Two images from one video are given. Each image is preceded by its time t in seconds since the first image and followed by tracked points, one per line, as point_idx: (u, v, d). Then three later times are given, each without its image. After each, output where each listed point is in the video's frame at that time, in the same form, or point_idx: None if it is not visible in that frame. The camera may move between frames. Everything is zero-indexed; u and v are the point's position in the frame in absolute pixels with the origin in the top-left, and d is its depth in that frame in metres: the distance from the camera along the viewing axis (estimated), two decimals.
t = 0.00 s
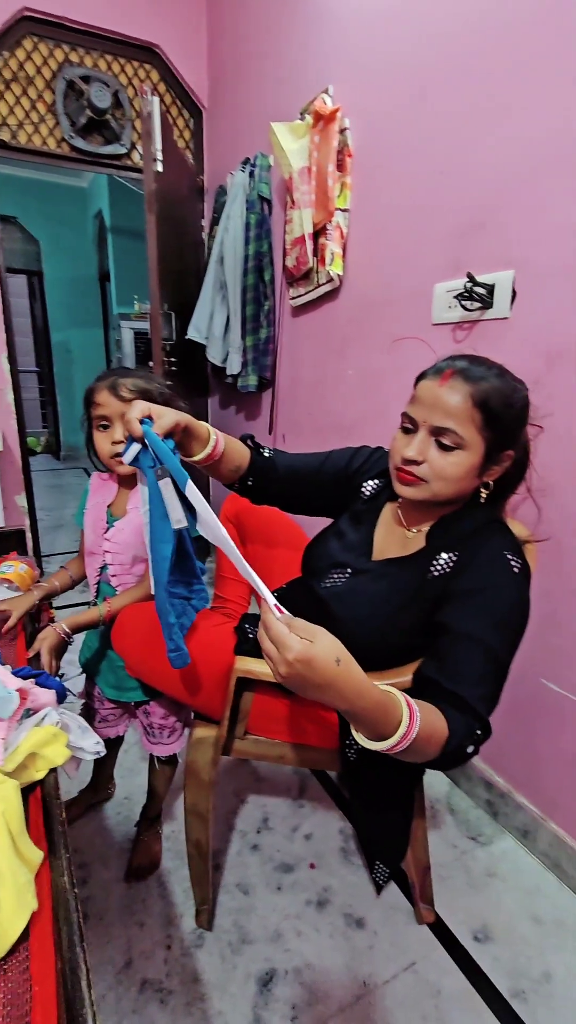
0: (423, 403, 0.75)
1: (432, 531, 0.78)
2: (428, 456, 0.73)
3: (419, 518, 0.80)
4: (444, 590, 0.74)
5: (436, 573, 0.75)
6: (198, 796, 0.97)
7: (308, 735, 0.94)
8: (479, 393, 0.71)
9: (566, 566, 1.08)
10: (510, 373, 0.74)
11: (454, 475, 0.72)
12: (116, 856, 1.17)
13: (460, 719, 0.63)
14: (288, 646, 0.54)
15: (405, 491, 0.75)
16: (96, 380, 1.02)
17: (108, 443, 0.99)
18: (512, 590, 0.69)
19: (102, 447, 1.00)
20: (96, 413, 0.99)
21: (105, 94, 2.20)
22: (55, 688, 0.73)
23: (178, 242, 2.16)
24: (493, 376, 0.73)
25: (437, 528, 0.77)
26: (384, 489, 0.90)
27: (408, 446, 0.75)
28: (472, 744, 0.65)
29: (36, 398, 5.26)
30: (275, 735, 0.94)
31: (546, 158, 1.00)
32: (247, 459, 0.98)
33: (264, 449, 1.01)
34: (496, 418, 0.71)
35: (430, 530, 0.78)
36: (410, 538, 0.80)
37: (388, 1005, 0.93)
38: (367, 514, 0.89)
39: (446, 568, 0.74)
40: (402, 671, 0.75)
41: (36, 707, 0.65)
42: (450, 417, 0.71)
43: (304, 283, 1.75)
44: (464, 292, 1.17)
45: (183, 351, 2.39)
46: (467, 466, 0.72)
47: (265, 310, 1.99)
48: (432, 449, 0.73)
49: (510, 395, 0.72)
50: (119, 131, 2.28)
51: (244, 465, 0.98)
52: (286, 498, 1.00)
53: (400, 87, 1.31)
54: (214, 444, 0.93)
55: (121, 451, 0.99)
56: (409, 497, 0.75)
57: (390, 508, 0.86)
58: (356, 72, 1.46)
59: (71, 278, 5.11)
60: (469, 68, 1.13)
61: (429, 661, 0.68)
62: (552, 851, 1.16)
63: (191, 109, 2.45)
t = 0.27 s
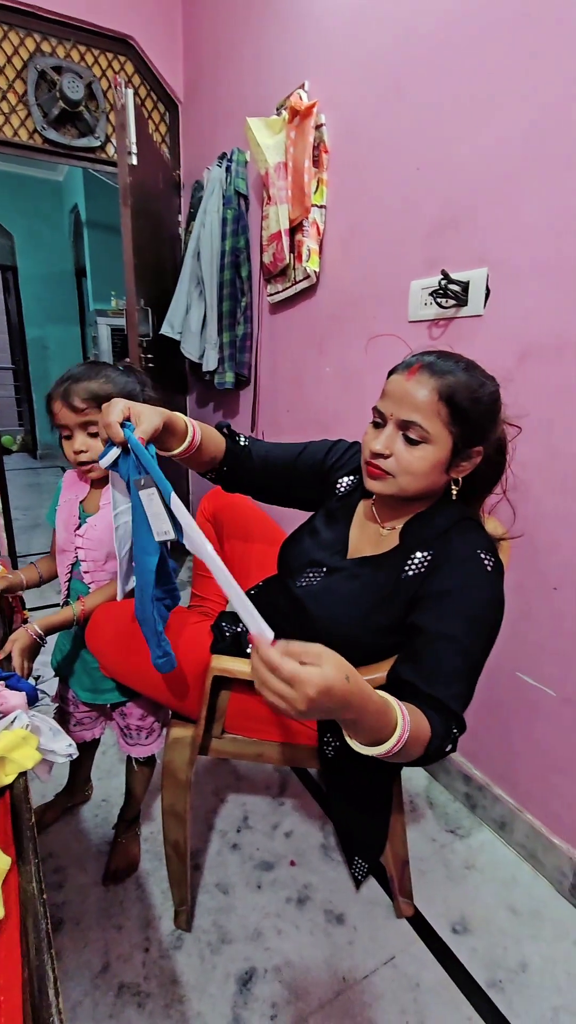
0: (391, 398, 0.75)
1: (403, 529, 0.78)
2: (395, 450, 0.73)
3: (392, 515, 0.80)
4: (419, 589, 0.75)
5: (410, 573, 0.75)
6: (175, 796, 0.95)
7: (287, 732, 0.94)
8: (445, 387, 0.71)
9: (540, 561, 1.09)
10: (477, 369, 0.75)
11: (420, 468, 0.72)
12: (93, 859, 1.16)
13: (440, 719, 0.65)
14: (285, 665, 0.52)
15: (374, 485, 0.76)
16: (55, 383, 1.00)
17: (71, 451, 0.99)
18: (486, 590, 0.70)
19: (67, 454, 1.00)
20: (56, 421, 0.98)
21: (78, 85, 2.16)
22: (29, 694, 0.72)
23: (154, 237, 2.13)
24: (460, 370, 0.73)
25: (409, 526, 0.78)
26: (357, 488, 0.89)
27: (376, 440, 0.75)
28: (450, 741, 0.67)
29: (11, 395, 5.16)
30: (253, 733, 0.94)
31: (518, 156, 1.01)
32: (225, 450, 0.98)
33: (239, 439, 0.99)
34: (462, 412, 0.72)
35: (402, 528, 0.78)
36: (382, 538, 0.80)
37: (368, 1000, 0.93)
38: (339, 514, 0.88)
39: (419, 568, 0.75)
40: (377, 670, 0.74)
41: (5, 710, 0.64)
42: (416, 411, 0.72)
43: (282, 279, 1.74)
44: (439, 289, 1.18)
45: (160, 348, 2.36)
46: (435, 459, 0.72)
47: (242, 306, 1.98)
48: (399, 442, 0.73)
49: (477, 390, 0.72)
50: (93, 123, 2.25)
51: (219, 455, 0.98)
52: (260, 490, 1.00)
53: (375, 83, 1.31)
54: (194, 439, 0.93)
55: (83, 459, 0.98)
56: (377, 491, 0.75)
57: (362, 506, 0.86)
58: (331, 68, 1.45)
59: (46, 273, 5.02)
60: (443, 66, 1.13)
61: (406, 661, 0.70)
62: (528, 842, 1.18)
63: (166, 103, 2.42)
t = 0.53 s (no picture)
0: (373, 395, 0.75)
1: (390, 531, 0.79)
2: (378, 447, 0.73)
3: (379, 517, 0.81)
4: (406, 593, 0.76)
5: (398, 576, 0.76)
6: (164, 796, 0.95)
7: (275, 733, 0.94)
8: (425, 382, 0.72)
9: (527, 558, 1.10)
10: (459, 366, 0.76)
11: (404, 465, 0.72)
12: (82, 861, 1.15)
13: (414, 719, 0.67)
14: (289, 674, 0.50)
15: (359, 484, 0.76)
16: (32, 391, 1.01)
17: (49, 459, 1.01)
18: (471, 596, 0.71)
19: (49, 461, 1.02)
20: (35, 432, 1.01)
21: (62, 81, 2.14)
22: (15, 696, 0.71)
23: (140, 235, 2.12)
24: (441, 367, 0.74)
25: (396, 528, 0.79)
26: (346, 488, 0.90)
27: (359, 438, 0.75)
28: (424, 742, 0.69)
29: None
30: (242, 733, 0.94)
31: (503, 156, 1.02)
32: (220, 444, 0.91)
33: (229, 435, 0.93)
34: (443, 407, 0.72)
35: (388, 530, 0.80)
36: (370, 539, 0.81)
37: (357, 996, 0.93)
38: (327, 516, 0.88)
39: (407, 573, 0.76)
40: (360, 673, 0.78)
41: None
42: (398, 407, 0.72)
43: (269, 278, 1.74)
44: (425, 289, 1.18)
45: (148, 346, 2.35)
46: (418, 456, 0.73)
47: (230, 304, 1.98)
48: (382, 440, 0.73)
49: (457, 385, 0.73)
50: (78, 119, 2.22)
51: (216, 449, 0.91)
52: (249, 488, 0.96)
53: (362, 82, 1.31)
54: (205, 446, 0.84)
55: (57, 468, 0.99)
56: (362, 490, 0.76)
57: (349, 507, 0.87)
58: (318, 66, 1.45)
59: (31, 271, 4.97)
60: (428, 65, 1.13)
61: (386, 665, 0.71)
62: (516, 836, 1.19)
63: (152, 99, 2.40)
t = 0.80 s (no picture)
0: (366, 395, 0.75)
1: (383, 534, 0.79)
2: (372, 447, 0.73)
3: (374, 519, 0.81)
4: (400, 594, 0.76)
5: (391, 577, 0.76)
6: (159, 794, 0.94)
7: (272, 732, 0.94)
8: (418, 381, 0.72)
9: (521, 556, 1.11)
10: (451, 363, 0.76)
11: (398, 464, 0.72)
12: (77, 861, 1.15)
13: (385, 711, 0.72)
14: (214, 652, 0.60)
15: (353, 485, 0.76)
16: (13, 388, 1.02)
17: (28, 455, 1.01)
18: (462, 601, 0.73)
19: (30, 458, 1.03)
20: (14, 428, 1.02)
21: (54, 77, 2.13)
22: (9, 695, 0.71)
23: (134, 232, 2.11)
24: (433, 365, 0.74)
25: (390, 528, 0.79)
26: (341, 486, 0.90)
27: (352, 438, 0.75)
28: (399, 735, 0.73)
29: None
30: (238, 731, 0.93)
31: (496, 155, 1.02)
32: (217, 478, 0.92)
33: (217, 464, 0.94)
34: (436, 405, 0.72)
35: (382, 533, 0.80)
36: (364, 540, 0.81)
37: (354, 993, 0.94)
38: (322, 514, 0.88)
39: (400, 574, 0.76)
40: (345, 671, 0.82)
41: None
42: (390, 407, 0.72)
43: (263, 276, 1.73)
44: (419, 287, 1.19)
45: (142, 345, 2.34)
46: (412, 456, 0.73)
47: (224, 302, 1.98)
48: (375, 440, 0.73)
49: (449, 383, 0.73)
50: (70, 116, 2.21)
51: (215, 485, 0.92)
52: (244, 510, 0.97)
53: (356, 79, 1.31)
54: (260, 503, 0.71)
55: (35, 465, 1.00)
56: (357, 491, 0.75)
57: (343, 510, 0.87)
58: (312, 64, 1.45)
59: (24, 269, 4.94)
60: (422, 62, 1.13)
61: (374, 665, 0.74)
62: (511, 832, 1.20)
63: (145, 96, 2.39)
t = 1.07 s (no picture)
0: (359, 398, 0.76)
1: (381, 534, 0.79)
2: (365, 451, 0.73)
3: (370, 519, 0.81)
4: (397, 594, 0.76)
5: (388, 578, 0.77)
6: (156, 794, 0.94)
7: (269, 732, 0.94)
8: (410, 384, 0.72)
9: (518, 555, 1.11)
10: (445, 364, 0.76)
11: (392, 467, 0.73)
12: (74, 861, 1.14)
13: (383, 712, 0.72)
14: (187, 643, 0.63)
15: (348, 489, 0.76)
16: None
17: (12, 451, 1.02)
18: (459, 603, 0.73)
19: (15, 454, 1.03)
20: None
21: (49, 74, 2.12)
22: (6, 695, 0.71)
23: (129, 231, 2.10)
24: (426, 367, 0.74)
25: (387, 529, 0.79)
26: (334, 486, 0.90)
27: (346, 443, 0.76)
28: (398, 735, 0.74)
29: None
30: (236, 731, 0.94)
31: (493, 154, 1.03)
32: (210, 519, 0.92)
33: (202, 496, 0.93)
34: (429, 407, 0.72)
35: (380, 534, 0.80)
36: (361, 539, 0.81)
37: (351, 991, 0.94)
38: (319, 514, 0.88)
39: (397, 575, 0.76)
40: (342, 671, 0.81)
41: None
42: (383, 410, 0.72)
43: (260, 275, 1.73)
44: (416, 286, 1.19)
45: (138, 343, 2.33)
46: (406, 459, 0.73)
47: (220, 302, 1.98)
48: (369, 444, 0.74)
49: (442, 385, 0.73)
50: (65, 113, 2.20)
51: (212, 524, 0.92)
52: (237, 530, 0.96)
53: (352, 78, 1.31)
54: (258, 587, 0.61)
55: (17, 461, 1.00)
56: (352, 495, 0.76)
57: (337, 510, 0.87)
58: (308, 61, 1.45)
59: (19, 267, 4.92)
60: (420, 60, 1.13)
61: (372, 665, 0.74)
62: (507, 830, 1.20)
63: (141, 94, 2.39)
